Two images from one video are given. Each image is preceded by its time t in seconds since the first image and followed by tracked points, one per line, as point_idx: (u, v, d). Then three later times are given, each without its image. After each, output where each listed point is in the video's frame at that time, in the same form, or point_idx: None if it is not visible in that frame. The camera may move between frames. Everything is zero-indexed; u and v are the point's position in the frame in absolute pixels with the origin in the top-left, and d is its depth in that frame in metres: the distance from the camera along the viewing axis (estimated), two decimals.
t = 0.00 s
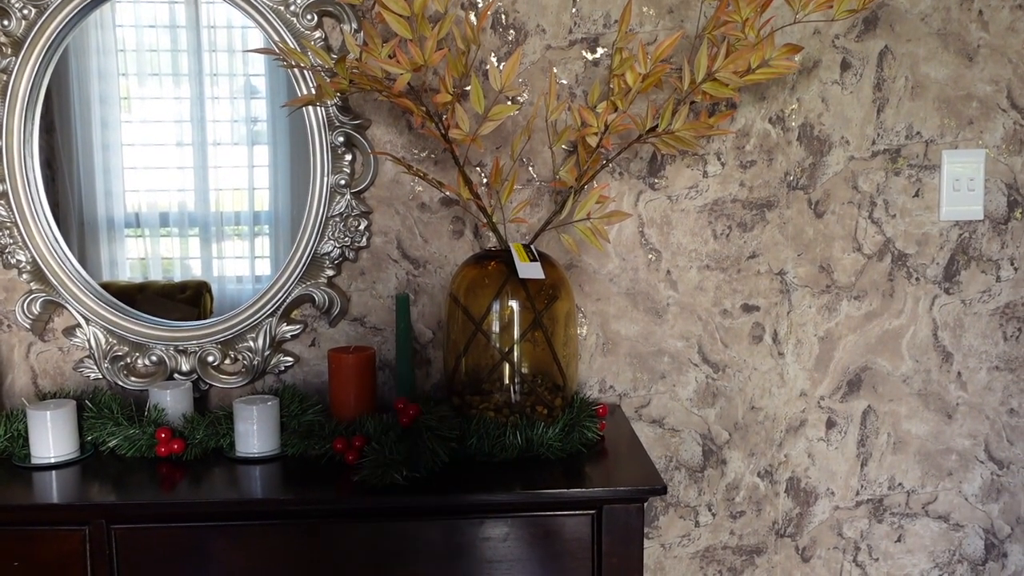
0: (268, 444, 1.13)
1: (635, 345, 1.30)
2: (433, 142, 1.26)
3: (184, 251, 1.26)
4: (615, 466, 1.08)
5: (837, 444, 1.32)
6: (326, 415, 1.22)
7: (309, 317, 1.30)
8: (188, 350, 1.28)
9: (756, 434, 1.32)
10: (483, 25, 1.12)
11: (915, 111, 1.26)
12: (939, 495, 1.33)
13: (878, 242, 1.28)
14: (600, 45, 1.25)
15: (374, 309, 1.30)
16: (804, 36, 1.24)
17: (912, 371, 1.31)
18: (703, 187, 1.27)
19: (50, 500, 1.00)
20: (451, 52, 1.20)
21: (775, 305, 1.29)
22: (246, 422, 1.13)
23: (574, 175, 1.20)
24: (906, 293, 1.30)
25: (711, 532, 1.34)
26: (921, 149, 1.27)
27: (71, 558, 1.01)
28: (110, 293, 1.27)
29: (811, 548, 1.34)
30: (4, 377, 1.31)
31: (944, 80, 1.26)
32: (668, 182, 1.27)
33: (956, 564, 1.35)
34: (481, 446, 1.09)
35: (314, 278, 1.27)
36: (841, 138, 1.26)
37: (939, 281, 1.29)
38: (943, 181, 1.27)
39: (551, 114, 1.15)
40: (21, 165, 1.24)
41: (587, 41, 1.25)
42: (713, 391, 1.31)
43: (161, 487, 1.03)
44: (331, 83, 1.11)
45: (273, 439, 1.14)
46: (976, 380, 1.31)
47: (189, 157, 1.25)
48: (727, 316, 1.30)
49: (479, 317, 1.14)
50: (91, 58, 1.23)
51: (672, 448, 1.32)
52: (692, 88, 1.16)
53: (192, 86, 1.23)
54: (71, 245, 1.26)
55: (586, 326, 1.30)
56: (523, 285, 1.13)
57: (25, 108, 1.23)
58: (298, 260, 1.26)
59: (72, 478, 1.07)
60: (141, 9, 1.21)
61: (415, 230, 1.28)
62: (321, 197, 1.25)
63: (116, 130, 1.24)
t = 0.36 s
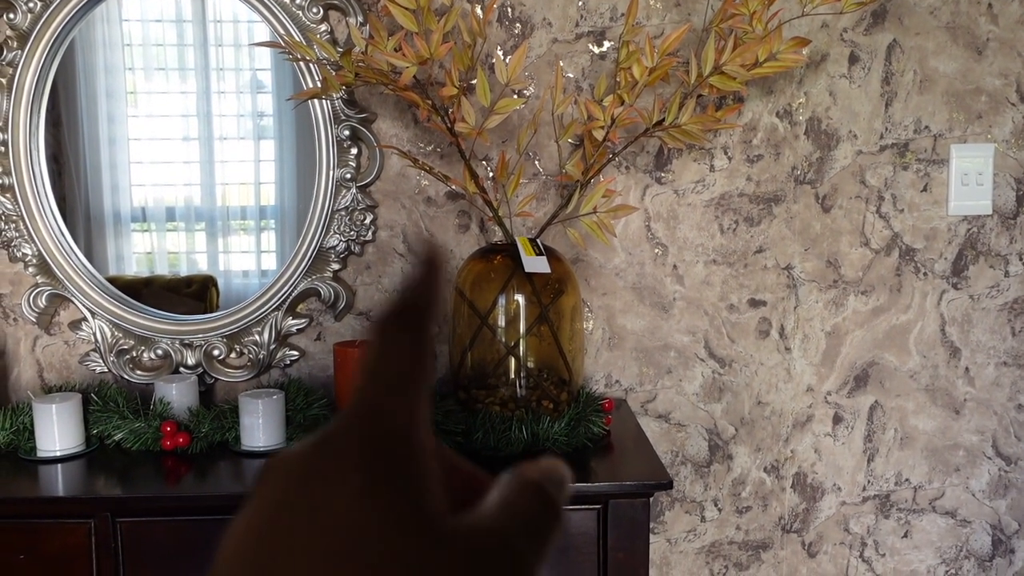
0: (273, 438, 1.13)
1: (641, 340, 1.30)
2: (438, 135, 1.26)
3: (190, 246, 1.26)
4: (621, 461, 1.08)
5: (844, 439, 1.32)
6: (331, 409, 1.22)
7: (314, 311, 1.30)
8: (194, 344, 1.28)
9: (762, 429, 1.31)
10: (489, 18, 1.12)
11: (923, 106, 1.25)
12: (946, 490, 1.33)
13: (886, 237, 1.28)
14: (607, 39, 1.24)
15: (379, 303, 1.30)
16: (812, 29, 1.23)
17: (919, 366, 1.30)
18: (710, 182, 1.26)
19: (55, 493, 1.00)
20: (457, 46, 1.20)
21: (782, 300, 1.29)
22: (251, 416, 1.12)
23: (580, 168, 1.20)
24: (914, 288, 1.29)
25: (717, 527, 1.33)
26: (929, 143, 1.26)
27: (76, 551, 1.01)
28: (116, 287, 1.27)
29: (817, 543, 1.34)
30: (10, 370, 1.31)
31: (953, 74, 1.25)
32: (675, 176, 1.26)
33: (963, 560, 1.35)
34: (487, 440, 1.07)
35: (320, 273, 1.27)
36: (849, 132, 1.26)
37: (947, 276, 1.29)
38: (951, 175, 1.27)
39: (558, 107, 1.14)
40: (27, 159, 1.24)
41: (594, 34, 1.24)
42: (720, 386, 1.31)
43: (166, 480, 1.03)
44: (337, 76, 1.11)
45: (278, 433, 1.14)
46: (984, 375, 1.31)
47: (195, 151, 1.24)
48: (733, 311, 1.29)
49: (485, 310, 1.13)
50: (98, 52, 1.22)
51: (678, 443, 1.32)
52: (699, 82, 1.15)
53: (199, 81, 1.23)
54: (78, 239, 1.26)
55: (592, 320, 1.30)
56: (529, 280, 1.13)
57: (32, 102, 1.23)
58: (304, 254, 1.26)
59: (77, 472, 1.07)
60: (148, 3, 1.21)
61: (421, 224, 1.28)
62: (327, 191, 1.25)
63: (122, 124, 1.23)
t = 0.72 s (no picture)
0: (280, 431, 1.14)
1: (647, 334, 1.30)
2: (444, 129, 1.26)
3: (196, 241, 1.26)
4: (627, 455, 1.08)
5: (851, 433, 1.31)
6: (338, 404, 1.22)
7: (320, 306, 1.30)
8: (201, 339, 1.28)
9: (769, 423, 1.31)
10: (494, 12, 1.12)
11: (931, 98, 1.25)
12: (953, 483, 1.32)
13: (893, 230, 1.27)
14: (612, 32, 1.24)
15: (385, 298, 1.30)
16: (819, 21, 1.23)
17: (927, 359, 1.30)
18: (717, 175, 1.26)
19: (64, 487, 1.01)
20: (462, 39, 1.20)
21: (789, 293, 1.28)
22: (258, 410, 1.13)
23: (586, 162, 1.20)
24: (922, 281, 1.28)
25: (724, 521, 1.33)
26: (937, 135, 1.25)
27: (85, 546, 1.01)
28: (123, 282, 1.28)
29: (824, 536, 1.34)
30: (18, 365, 1.32)
31: (961, 66, 1.24)
32: (681, 169, 1.26)
33: (970, 553, 1.34)
34: (492, 434, 1.09)
35: (326, 267, 1.27)
36: (856, 124, 1.25)
37: (955, 268, 1.28)
38: (959, 167, 1.26)
39: (563, 100, 1.14)
40: (34, 155, 1.24)
41: (599, 27, 1.24)
42: (726, 379, 1.31)
43: (173, 474, 1.04)
44: (342, 70, 1.10)
45: (285, 427, 1.14)
46: (992, 368, 1.30)
47: (201, 146, 1.24)
48: (740, 305, 1.29)
49: (491, 305, 1.13)
50: (103, 47, 1.23)
51: (685, 437, 1.32)
52: (705, 75, 1.15)
53: (204, 76, 1.23)
54: (84, 234, 1.27)
55: (598, 314, 1.29)
56: (535, 274, 1.12)
57: (38, 97, 1.23)
58: (310, 249, 1.26)
59: (85, 466, 1.08)
60: None
61: (426, 218, 1.28)
62: (333, 185, 1.25)
63: (128, 119, 1.24)
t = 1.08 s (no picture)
0: (289, 432, 1.14)
1: (655, 333, 1.30)
2: (451, 129, 1.26)
3: (203, 240, 1.26)
4: (636, 454, 1.08)
5: (860, 431, 1.31)
6: (347, 404, 1.22)
7: (328, 306, 1.30)
8: (209, 339, 1.28)
9: (777, 421, 1.31)
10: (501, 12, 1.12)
11: (939, 95, 1.24)
12: (963, 482, 1.32)
13: (902, 227, 1.27)
14: (619, 31, 1.24)
15: (393, 298, 1.30)
16: (826, 19, 1.23)
17: (935, 357, 1.30)
18: (724, 173, 1.26)
19: (75, 488, 1.01)
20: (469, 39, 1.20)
21: (797, 292, 1.28)
22: (267, 411, 1.13)
23: (593, 161, 1.19)
24: (930, 279, 1.28)
25: (733, 519, 1.33)
26: (945, 133, 1.25)
27: (96, 546, 1.02)
28: (132, 282, 1.28)
29: (833, 535, 1.33)
30: (29, 366, 1.32)
31: (969, 62, 1.24)
32: (688, 168, 1.26)
33: (980, 551, 1.34)
34: (502, 434, 1.08)
35: (333, 267, 1.27)
36: (864, 122, 1.25)
37: (963, 266, 1.28)
38: (967, 164, 1.26)
39: (571, 100, 1.14)
40: (43, 157, 1.25)
41: (606, 26, 1.24)
42: (734, 378, 1.31)
43: (183, 475, 1.04)
44: (349, 72, 1.10)
45: (294, 427, 1.15)
46: (1001, 366, 1.30)
47: (207, 146, 1.25)
48: (748, 303, 1.29)
49: (499, 304, 1.13)
50: (110, 48, 1.23)
51: (693, 435, 1.32)
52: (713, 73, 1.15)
53: (210, 75, 1.23)
54: (93, 234, 1.27)
55: (605, 313, 1.30)
56: (543, 273, 1.12)
57: (46, 99, 1.23)
58: (318, 249, 1.26)
59: (96, 468, 1.08)
60: None
61: (434, 218, 1.28)
62: (340, 185, 1.25)
63: (135, 119, 1.24)
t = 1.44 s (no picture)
0: (298, 438, 1.14)
1: (664, 339, 1.30)
2: (460, 135, 1.26)
3: (211, 244, 1.27)
4: (645, 460, 1.08)
5: (869, 437, 1.31)
6: (356, 410, 1.23)
7: (337, 311, 1.30)
8: (219, 344, 1.29)
9: (786, 428, 1.31)
10: (510, 18, 1.12)
11: (948, 100, 1.24)
12: (972, 488, 1.32)
13: (911, 234, 1.27)
14: (628, 37, 1.24)
15: (401, 304, 1.30)
16: (835, 25, 1.23)
17: (945, 364, 1.29)
18: (733, 179, 1.26)
19: (86, 493, 1.01)
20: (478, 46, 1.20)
21: (806, 298, 1.28)
22: (277, 417, 1.13)
23: (602, 168, 1.20)
24: (940, 285, 1.28)
25: (741, 526, 1.33)
26: (955, 138, 1.25)
27: (106, 551, 1.02)
28: (141, 287, 1.29)
29: (842, 542, 1.33)
30: (39, 371, 1.33)
31: (979, 68, 1.23)
32: (697, 174, 1.26)
33: (990, 558, 1.34)
34: (511, 441, 1.08)
35: (342, 273, 1.27)
36: (873, 128, 1.25)
37: (973, 272, 1.28)
38: (978, 170, 1.25)
39: (579, 107, 1.14)
40: (54, 163, 1.25)
41: (615, 32, 1.24)
42: (743, 384, 1.30)
43: (193, 481, 1.04)
44: (359, 78, 1.10)
45: (304, 433, 1.15)
46: (1011, 372, 1.29)
47: (216, 150, 1.25)
48: (757, 309, 1.29)
49: (508, 310, 1.13)
50: (120, 53, 1.24)
51: (701, 441, 1.32)
52: (721, 80, 1.15)
53: (219, 80, 1.23)
54: (103, 239, 1.28)
55: (614, 319, 1.30)
56: (552, 279, 1.12)
57: (57, 104, 1.24)
58: (327, 254, 1.26)
59: (106, 473, 1.08)
60: (169, 4, 1.22)
61: (442, 224, 1.28)
62: (349, 191, 1.25)
63: (144, 123, 1.24)
